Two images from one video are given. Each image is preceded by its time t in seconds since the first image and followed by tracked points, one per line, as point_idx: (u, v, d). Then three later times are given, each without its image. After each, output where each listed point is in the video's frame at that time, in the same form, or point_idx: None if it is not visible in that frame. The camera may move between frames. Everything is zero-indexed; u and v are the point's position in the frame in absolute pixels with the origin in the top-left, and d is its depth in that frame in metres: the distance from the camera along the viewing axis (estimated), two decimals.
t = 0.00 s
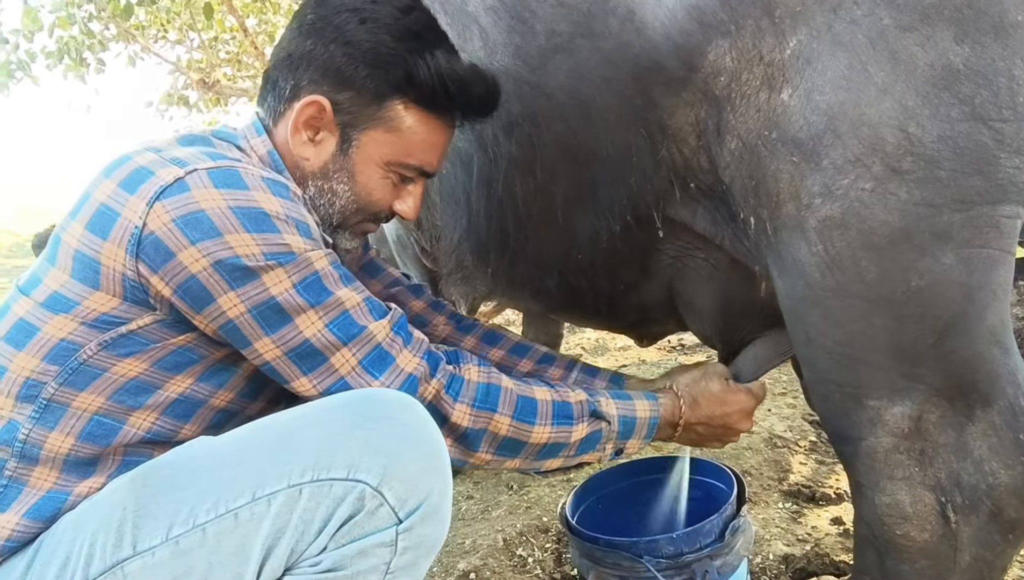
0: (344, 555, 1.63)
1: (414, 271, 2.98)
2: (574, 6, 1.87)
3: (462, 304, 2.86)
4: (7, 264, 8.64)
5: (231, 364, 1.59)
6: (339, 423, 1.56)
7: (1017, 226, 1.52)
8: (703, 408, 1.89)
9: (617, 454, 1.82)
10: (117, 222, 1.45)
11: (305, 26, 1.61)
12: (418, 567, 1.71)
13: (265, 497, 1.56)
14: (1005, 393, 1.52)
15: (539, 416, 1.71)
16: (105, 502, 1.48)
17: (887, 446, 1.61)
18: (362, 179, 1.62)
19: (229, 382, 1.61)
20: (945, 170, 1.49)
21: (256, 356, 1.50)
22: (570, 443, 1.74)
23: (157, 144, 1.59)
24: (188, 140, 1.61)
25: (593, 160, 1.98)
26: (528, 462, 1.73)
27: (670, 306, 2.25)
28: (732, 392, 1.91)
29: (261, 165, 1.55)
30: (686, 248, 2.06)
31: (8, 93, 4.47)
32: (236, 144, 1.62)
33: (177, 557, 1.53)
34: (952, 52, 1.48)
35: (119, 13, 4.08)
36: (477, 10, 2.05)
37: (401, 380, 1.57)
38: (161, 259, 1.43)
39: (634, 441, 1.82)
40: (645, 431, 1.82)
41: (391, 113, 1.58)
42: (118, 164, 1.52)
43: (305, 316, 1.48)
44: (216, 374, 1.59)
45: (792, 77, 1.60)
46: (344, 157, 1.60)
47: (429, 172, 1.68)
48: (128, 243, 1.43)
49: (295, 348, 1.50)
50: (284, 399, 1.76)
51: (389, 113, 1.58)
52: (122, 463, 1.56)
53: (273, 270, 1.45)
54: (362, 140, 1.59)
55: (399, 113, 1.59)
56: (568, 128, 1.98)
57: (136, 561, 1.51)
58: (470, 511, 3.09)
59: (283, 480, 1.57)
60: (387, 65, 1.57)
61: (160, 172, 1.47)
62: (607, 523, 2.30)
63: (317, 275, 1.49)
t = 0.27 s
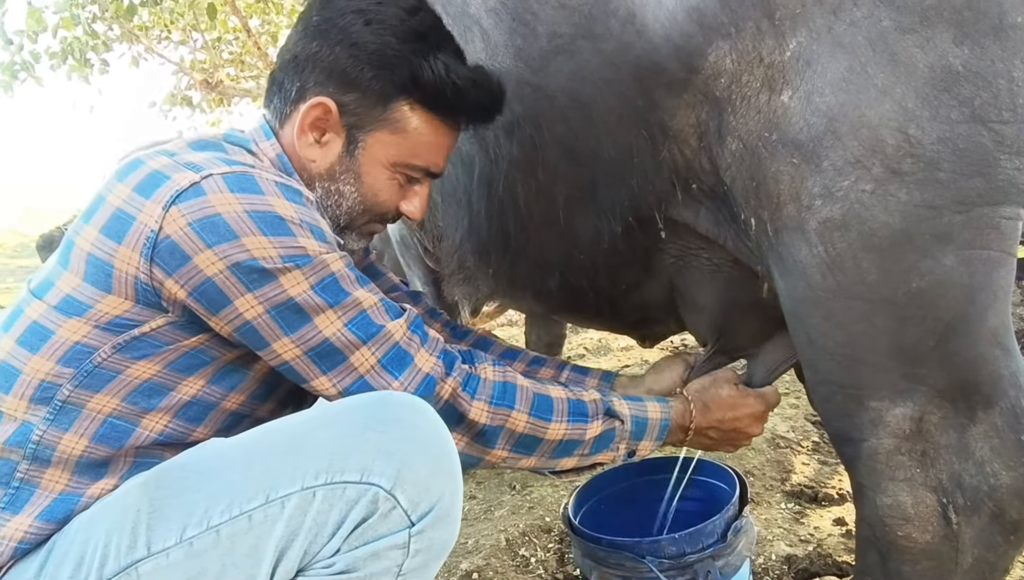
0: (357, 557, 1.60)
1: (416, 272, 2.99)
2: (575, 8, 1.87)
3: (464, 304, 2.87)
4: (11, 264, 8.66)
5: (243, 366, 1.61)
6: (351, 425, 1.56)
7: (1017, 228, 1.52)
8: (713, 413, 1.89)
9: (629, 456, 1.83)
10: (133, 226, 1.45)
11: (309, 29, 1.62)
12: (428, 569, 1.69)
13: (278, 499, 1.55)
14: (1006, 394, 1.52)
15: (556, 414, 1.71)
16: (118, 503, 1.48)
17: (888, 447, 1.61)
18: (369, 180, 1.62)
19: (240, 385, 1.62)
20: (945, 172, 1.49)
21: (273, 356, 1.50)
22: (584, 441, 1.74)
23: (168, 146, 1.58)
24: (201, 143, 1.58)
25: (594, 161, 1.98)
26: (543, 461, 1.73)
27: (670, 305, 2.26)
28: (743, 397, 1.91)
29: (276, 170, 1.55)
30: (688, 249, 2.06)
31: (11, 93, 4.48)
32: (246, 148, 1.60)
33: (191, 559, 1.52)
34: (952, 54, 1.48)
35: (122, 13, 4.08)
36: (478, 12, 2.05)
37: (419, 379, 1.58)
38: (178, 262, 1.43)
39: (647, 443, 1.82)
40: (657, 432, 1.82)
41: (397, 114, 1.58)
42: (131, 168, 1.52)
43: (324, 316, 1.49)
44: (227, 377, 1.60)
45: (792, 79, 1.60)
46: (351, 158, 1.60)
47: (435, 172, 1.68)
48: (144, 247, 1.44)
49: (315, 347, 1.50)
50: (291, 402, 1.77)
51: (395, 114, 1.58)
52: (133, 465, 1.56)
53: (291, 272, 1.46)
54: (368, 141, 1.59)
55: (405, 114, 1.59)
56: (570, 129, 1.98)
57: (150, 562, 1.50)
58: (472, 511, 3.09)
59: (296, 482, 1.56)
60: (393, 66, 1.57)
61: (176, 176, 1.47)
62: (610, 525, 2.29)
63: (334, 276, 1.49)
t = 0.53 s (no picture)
0: (389, 531, 1.51)
1: (446, 250, 2.98)
2: None
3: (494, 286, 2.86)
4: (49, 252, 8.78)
5: (275, 347, 1.55)
6: (377, 402, 1.48)
7: None
8: (734, 389, 1.83)
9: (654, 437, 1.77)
10: (172, 207, 1.42)
11: (337, 11, 1.60)
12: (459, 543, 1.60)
13: (309, 476, 1.46)
14: None
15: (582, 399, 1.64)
16: (152, 483, 1.42)
17: (916, 419, 1.58)
18: (398, 161, 1.58)
19: (272, 366, 1.57)
20: (977, 137, 1.44)
21: (306, 340, 1.47)
22: (611, 425, 1.67)
23: (205, 129, 1.53)
24: (236, 126, 1.54)
25: (620, 138, 1.99)
26: (570, 446, 1.67)
27: (698, 282, 2.22)
28: (764, 371, 1.85)
29: (310, 150, 1.51)
30: (716, 223, 2.04)
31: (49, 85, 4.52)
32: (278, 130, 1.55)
33: (226, 537, 1.44)
34: (984, 16, 1.44)
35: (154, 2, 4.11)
36: None
37: (448, 364, 1.53)
38: (216, 242, 1.39)
39: (670, 423, 1.75)
40: (681, 412, 1.75)
41: (427, 92, 1.56)
42: (169, 152, 1.48)
43: (356, 299, 1.45)
44: (260, 357, 1.55)
45: (815, 48, 1.58)
46: (381, 138, 1.56)
47: (460, 153, 1.66)
48: (184, 228, 1.40)
49: (346, 331, 1.46)
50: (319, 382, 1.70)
51: (426, 92, 1.56)
52: (164, 447, 1.50)
53: (326, 253, 1.42)
54: (398, 119, 1.56)
55: (434, 92, 1.56)
56: (598, 106, 1.99)
57: (187, 541, 1.43)
58: (500, 490, 3.10)
59: (326, 458, 1.46)
60: (421, 43, 1.56)
61: (215, 157, 1.43)
62: (638, 505, 2.24)
63: (368, 258, 1.46)
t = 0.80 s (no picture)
0: (395, 535, 1.51)
1: (448, 251, 2.98)
2: None
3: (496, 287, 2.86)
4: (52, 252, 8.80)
5: (283, 348, 1.55)
6: (383, 406, 1.48)
7: None
8: (752, 386, 1.79)
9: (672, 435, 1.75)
10: (186, 208, 1.41)
11: (352, 16, 1.58)
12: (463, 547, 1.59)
13: (316, 478, 1.46)
14: None
15: (601, 396, 1.61)
16: (160, 483, 1.43)
17: (916, 419, 1.58)
18: (409, 164, 1.58)
19: (282, 367, 1.56)
20: (978, 137, 1.44)
21: (321, 339, 1.45)
22: (630, 421, 1.65)
23: (216, 130, 1.53)
24: (249, 130, 1.53)
25: (621, 139, 1.99)
26: (590, 444, 1.64)
27: (700, 283, 2.23)
28: (783, 366, 1.80)
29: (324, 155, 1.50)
30: (719, 226, 2.03)
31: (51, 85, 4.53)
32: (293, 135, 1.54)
33: (233, 538, 1.44)
34: (983, 17, 1.44)
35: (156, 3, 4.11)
36: None
37: (463, 364, 1.51)
38: (229, 244, 1.38)
39: (687, 421, 1.74)
40: (698, 409, 1.73)
41: (439, 97, 1.55)
42: (182, 153, 1.47)
43: (373, 298, 1.43)
44: (269, 358, 1.54)
45: (816, 49, 1.58)
46: (393, 142, 1.56)
47: (472, 158, 1.66)
48: (197, 228, 1.39)
49: (363, 330, 1.44)
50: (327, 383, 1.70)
51: (438, 97, 1.55)
52: (171, 447, 1.51)
53: (342, 253, 1.41)
54: (410, 124, 1.56)
55: (447, 97, 1.56)
56: (598, 108, 1.99)
57: (194, 541, 1.43)
58: (502, 490, 3.10)
59: (333, 461, 1.47)
60: (435, 48, 1.55)
61: (229, 159, 1.42)
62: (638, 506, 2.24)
63: (384, 258, 1.44)
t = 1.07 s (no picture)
0: (399, 535, 1.52)
1: (449, 250, 2.97)
2: None
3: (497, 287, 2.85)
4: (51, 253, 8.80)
5: (288, 342, 1.54)
6: (389, 407, 1.49)
7: None
8: (779, 356, 1.74)
9: (695, 410, 1.68)
10: (188, 201, 1.41)
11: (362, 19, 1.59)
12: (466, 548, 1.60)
13: (322, 478, 1.46)
14: None
15: (613, 374, 1.57)
16: (164, 481, 1.43)
17: (918, 419, 1.58)
18: (412, 166, 1.56)
19: (286, 360, 1.55)
20: (980, 136, 1.44)
21: (327, 328, 1.44)
22: (645, 398, 1.60)
23: (220, 126, 1.53)
24: (252, 126, 1.53)
25: (622, 138, 1.98)
26: (607, 426, 1.59)
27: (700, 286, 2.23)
28: (807, 338, 1.77)
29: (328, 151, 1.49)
30: (718, 231, 2.04)
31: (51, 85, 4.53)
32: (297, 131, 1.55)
33: (237, 537, 1.44)
34: (986, 16, 1.44)
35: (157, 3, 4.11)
36: None
37: (469, 353, 1.47)
38: (231, 235, 1.38)
39: (710, 393, 1.66)
40: (720, 381, 1.66)
41: (445, 100, 1.53)
42: (185, 147, 1.47)
43: (377, 286, 1.41)
44: (273, 351, 1.53)
45: (818, 48, 1.58)
46: (396, 143, 1.54)
47: (478, 166, 1.63)
48: (198, 221, 1.39)
49: (369, 319, 1.42)
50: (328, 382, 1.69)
51: (443, 100, 1.53)
52: (175, 444, 1.50)
53: (346, 242, 1.40)
54: (415, 126, 1.54)
55: (453, 100, 1.54)
56: (598, 108, 1.99)
57: (198, 539, 1.43)
58: (502, 490, 3.09)
59: (339, 461, 1.47)
60: (442, 51, 1.54)
61: (232, 153, 1.42)
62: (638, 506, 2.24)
63: (388, 246, 1.43)
